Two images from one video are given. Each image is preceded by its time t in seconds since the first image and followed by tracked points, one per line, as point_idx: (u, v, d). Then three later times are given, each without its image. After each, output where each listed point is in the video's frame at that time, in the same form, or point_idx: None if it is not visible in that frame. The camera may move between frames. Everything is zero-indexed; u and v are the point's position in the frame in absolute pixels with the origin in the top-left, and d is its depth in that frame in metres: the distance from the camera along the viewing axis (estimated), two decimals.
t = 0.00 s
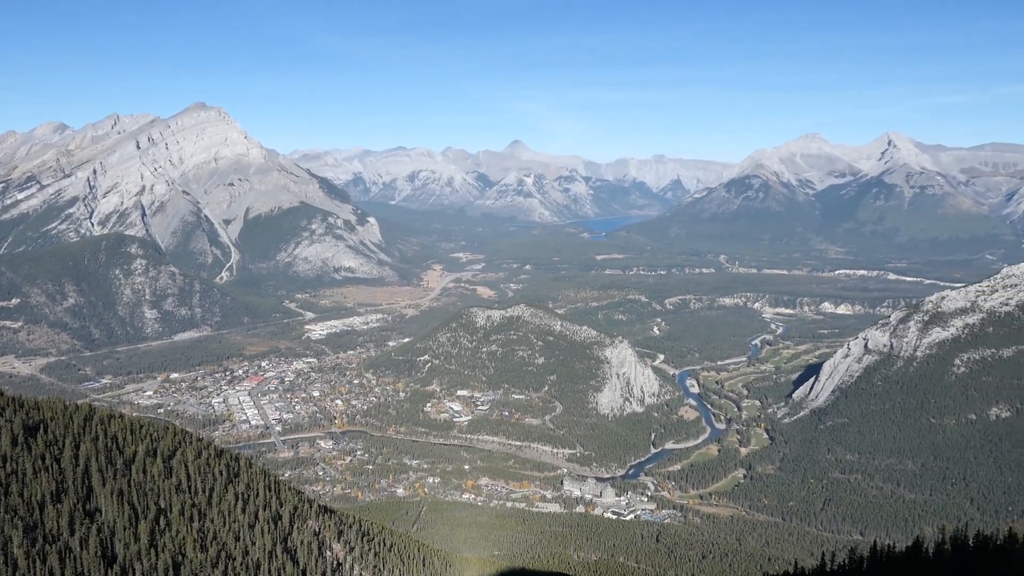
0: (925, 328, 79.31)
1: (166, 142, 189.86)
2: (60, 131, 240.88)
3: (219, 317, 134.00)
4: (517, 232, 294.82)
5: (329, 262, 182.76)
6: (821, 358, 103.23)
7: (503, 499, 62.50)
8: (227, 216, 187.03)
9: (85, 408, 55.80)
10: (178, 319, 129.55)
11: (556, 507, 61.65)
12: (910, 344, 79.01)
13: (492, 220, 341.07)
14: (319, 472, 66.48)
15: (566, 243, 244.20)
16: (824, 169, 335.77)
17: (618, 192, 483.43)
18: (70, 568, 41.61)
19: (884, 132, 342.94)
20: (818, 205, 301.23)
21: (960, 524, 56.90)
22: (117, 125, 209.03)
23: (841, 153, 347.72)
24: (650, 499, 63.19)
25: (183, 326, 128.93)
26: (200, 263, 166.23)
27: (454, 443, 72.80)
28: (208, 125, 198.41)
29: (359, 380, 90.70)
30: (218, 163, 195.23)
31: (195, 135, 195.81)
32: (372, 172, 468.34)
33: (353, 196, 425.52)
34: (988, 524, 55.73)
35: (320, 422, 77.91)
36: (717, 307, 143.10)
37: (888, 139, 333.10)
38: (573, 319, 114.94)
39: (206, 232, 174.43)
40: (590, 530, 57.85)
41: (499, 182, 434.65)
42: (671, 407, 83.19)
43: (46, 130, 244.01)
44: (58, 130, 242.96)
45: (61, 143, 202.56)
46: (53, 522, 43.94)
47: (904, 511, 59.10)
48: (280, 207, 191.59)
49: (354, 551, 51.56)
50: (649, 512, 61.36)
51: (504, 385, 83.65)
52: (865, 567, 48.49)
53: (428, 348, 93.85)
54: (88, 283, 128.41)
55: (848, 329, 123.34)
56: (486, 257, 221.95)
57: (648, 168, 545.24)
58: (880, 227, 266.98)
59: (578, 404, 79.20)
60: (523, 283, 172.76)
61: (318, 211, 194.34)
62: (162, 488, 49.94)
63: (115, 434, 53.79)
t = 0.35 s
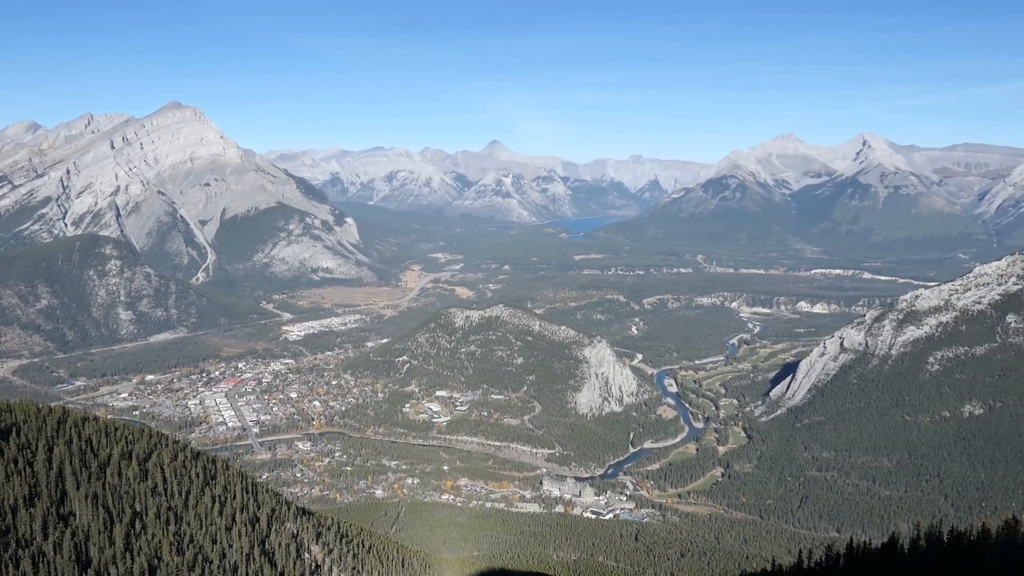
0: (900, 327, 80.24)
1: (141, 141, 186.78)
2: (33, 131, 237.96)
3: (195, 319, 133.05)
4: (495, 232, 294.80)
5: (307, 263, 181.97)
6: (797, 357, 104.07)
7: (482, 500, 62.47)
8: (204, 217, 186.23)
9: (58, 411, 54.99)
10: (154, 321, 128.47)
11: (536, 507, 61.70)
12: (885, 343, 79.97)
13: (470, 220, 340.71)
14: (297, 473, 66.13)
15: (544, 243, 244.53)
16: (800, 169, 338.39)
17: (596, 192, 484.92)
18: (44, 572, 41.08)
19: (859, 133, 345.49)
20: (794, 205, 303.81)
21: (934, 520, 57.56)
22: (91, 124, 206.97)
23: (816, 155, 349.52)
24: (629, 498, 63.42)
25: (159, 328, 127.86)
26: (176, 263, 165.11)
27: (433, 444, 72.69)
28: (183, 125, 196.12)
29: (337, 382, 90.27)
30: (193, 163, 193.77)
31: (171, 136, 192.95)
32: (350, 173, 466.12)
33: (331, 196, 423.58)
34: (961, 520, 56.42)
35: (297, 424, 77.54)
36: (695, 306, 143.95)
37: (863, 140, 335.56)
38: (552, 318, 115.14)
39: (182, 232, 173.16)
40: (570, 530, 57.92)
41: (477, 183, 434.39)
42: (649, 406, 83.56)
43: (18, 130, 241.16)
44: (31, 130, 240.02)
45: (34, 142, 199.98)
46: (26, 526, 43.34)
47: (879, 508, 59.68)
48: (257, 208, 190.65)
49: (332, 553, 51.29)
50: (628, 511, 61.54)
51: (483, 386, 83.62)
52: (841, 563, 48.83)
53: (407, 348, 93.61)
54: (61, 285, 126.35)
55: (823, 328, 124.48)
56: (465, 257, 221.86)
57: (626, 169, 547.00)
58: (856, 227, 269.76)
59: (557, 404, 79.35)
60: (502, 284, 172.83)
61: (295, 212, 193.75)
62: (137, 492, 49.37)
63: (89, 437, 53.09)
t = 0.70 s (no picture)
0: (885, 327, 80.79)
1: (125, 144, 186.13)
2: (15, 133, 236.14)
3: (181, 322, 132.43)
4: (482, 233, 294.70)
5: (293, 265, 181.36)
6: (783, 357, 104.57)
7: (471, 501, 62.44)
8: (189, 219, 184.34)
9: (42, 415, 54.39)
10: (139, 324, 127.78)
11: (524, 508, 61.75)
12: (870, 342, 80.48)
13: (456, 222, 340.19)
14: (284, 477, 65.91)
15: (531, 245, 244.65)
16: (785, 170, 339.91)
17: (583, 193, 485.62)
18: None
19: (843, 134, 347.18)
20: (780, 206, 305.30)
21: (920, 518, 57.95)
22: (75, 126, 205.75)
23: (802, 155, 350.96)
24: (617, 499, 63.55)
25: (144, 331, 127.20)
26: (161, 266, 164.89)
27: (421, 446, 72.61)
28: (167, 126, 194.20)
29: (324, 385, 89.97)
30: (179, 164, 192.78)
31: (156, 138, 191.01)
32: (336, 174, 464.76)
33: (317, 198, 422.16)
34: (946, 518, 56.82)
35: (285, 426, 77.28)
36: (682, 307, 144.46)
37: (847, 141, 337.22)
38: (539, 320, 115.22)
39: (167, 235, 173.05)
40: (558, 531, 57.97)
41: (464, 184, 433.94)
42: (637, 407, 83.78)
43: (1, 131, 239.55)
44: (14, 132, 238.17)
45: (16, 144, 198.03)
46: (10, 532, 42.91)
47: (865, 507, 60.02)
48: (243, 210, 189.94)
49: (320, 557, 51.07)
50: (616, 512, 61.66)
51: (470, 388, 83.59)
52: (829, 562, 49.04)
53: (394, 351, 93.41)
54: (45, 288, 125.41)
55: (809, 328, 125.12)
56: (453, 259, 221.71)
57: (612, 171, 548.14)
58: (840, 228, 271.39)
59: (545, 405, 79.46)
60: (489, 286, 172.77)
61: (282, 214, 193.27)
62: (123, 496, 48.96)
63: (74, 441, 52.55)
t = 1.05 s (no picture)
0: (866, 330, 81.47)
1: (105, 148, 186.13)
2: None
3: (162, 328, 131.38)
4: (465, 238, 294.62)
5: (276, 270, 180.43)
6: (766, 361, 105.16)
7: (455, 507, 62.26)
8: (170, 224, 182.55)
9: (20, 423, 53.60)
10: (119, 330, 126.68)
11: (508, 513, 61.67)
12: (851, 346, 81.10)
13: (440, 227, 339.71)
14: (267, 483, 65.49)
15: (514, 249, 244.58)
16: (766, 175, 342.08)
17: (566, 198, 486.56)
18: None
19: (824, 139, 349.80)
20: (762, 210, 307.29)
21: (901, 520, 58.41)
22: (54, 130, 204.04)
23: (783, 159, 353.11)
24: (601, 503, 63.60)
25: (124, 337, 126.13)
26: (142, 272, 162.96)
27: (405, 451, 72.37)
28: (147, 131, 193.60)
29: (307, 390, 89.49)
30: (160, 169, 189.42)
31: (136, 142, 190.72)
32: (319, 179, 463.21)
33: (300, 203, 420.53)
34: (927, 519, 57.32)
35: (268, 433, 76.80)
36: (665, 310, 144.98)
37: (828, 146, 339.85)
38: (523, 325, 115.19)
39: (148, 240, 171.00)
40: (542, 536, 57.92)
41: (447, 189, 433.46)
42: (621, 411, 83.97)
43: None
44: None
45: None
46: None
47: (847, 509, 60.44)
48: (224, 215, 188.57)
49: (304, 564, 50.70)
50: (600, 516, 61.73)
51: (454, 393, 83.43)
52: (812, 564, 49.27)
53: (377, 356, 93.04)
54: (23, 294, 124.09)
55: (791, 332, 125.86)
56: (436, 264, 221.33)
57: (595, 175, 549.58)
58: (821, 231, 273.29)
59: (529, 410, 79.52)
60: (472, 290, 172.49)
61: (264, 219, 192.38)
62: (103, 505, 48.40)
63: (53, 449, 51.86)
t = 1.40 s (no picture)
0: (844, 329, 82.18)
1: (80, 150, 184.05)
2: None
3: (139, 331, 130.21)
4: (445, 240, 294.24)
5: (255, 273, 179.36)
6: (745, 360, 105.84)
7: (437, 509, 62.20)
8: (147, 227, 181.33)
9: None
10: (95, 334, 125.38)
11: (490, 515, 61.64)
12: (829, 345, 81.78)
13: (420, 228, 338.98)
14: (247, 487, 65.10)
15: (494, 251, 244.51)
16: (745, 176, 344.16)
17: (546, 200, 487.07)
18: None
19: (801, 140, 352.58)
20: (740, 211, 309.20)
21: (880, 518, 58.98)
22: (28, 133, 201.83)
23: (762, 160, 355.67)
24: (583, 504, 63.75)
25: (101, 341, 124.83)
26: (118, 275, 161.55)
27: (385, 454, 72.22)
28: (124, 133, 191.29)
29: (287, 393, 89.00)
30: (136, 172, 188.28)
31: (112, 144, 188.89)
32: (298, 181, 460.87)
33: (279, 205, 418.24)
34: (905, 517, 57.97)
35: (247, 436, 76.33)
36: (645, 311, 145.62)
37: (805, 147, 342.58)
38: (504, 326, 115.28)
39: (124, 243, 169.33)
40: (523, 537, 57.95)
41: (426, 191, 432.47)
42: (602, 411, 84.18)
43: None
44: None
45: None
46: None
47: (827, 507, 60.91)
48: (202, 218, 187.22)
49: (284, 567, 50.39)
50: (582, 516, 61.88)
51: (435, 394, 83.32)
52: (791, 563, 49.60)
53: (358, 358, 92.71)
54: None
55: (770, 332, 126.74)
56: (417, 266, 220.93)
57: (576, 176, 550.79)
58: (800, 232, 275.42)
59: (510, 411, 79.60)
60: (453, 292, 172.28)
61: (242, 222, 191.05)
62: (80, 510, 47.89)
63: (28, 455, 51.23)
